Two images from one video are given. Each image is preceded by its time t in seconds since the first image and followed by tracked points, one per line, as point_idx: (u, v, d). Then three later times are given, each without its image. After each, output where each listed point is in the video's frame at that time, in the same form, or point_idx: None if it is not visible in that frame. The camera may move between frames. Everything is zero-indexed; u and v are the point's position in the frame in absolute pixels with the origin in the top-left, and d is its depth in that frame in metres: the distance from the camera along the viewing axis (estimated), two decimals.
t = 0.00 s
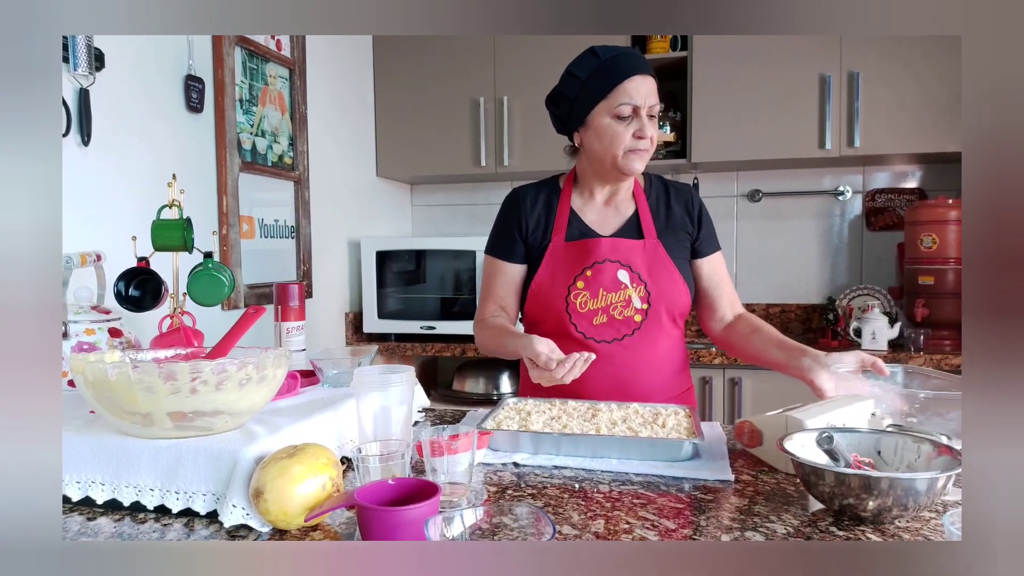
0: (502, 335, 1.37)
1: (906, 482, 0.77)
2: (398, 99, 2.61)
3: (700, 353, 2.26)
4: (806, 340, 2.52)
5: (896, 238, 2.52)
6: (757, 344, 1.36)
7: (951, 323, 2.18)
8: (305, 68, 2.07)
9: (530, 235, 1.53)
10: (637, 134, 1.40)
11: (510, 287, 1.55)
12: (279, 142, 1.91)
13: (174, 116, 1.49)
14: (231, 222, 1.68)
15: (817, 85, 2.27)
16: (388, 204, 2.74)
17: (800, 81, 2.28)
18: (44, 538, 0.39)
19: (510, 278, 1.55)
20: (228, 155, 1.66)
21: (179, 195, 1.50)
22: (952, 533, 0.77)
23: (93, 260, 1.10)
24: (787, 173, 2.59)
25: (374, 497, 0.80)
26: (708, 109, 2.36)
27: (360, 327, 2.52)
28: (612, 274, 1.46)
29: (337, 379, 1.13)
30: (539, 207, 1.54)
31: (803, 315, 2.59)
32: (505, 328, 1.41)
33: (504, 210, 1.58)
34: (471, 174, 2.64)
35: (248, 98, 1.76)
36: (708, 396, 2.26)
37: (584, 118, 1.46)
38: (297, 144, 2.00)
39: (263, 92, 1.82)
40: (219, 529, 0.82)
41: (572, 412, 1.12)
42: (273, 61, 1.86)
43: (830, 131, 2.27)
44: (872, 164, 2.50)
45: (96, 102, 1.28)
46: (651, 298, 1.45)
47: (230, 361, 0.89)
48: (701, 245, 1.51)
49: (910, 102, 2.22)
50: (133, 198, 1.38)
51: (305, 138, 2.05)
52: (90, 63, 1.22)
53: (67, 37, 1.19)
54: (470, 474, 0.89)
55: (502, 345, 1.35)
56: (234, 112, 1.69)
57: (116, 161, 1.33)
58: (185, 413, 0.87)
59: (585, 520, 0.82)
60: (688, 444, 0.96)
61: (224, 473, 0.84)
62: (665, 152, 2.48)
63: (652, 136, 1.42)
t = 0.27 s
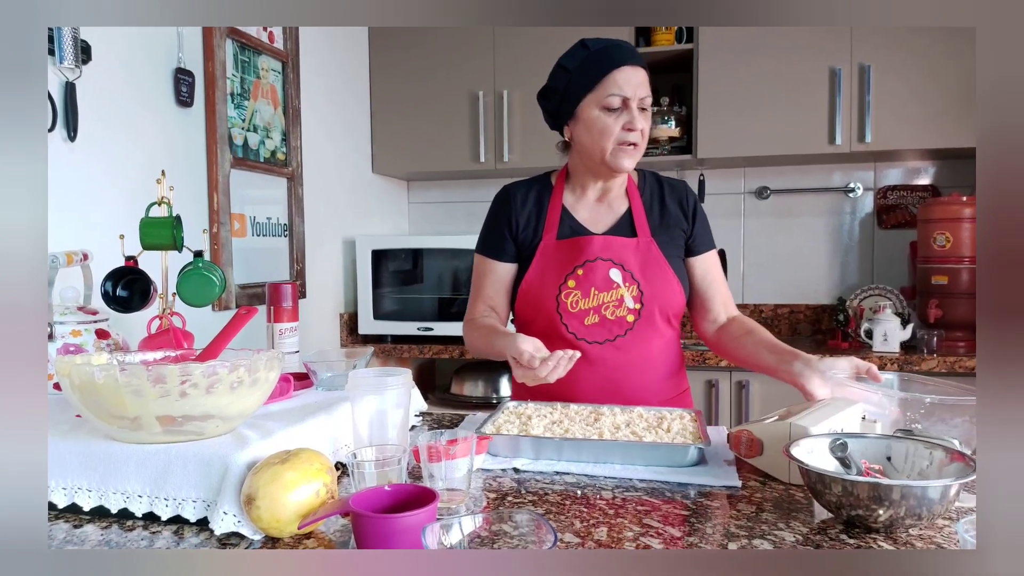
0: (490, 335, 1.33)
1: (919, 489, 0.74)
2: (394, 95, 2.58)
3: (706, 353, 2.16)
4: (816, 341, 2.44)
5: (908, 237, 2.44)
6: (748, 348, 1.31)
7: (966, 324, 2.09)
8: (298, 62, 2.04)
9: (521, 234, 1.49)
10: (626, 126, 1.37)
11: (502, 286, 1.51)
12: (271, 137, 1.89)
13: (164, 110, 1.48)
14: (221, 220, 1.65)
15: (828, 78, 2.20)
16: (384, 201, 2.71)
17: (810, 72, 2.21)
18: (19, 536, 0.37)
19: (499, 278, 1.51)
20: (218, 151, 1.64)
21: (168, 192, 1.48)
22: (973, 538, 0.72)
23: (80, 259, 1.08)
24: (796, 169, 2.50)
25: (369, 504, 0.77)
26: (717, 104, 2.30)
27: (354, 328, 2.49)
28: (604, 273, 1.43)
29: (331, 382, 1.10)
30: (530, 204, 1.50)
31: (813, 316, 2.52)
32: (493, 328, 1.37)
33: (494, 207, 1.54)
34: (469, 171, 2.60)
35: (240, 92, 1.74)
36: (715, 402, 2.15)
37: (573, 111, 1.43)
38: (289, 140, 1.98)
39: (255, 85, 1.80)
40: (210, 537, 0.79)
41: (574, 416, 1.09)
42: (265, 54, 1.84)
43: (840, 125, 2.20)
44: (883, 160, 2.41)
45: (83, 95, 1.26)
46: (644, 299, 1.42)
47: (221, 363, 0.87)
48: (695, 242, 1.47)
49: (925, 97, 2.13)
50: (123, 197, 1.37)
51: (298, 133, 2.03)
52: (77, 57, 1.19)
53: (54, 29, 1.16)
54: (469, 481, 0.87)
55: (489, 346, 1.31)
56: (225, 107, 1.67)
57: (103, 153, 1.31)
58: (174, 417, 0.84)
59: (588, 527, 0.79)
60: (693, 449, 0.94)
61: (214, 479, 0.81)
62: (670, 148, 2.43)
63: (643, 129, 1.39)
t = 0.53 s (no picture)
0: (476, 337, 1.29)
1: (933, 495, 0.72)
2: (390, 90, 2.55)
3: (711, 354, 2.13)
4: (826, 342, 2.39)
5: (920, 235, 2.39)
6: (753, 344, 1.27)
7: (979, 325, 2.06)
8: (292, 55, 2.02)
9: (508, 234, 1.45)
10: (597, 114, 1.33)
11: (489, 288, 1.47)
12: (264, 133, 1.87)
13: (151, 103, 1.47)
14: (211, 219, 1.64)
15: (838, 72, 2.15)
16: (380, 198, 2.69)
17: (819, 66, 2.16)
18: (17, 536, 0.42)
19: (488, 279, 1.47)
20: (210, 147, 1.63)
21: (156, 189, 1.47)
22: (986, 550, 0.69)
23: (65, 259, 1.11)
24: (804, 165, 2.46)
25: (364, 511, 0.74)
26: (725, 98, 2.25)
27: (350, 329, 2.47)
28: (594, 272, 1.39)
29: (326, 385, 1.08)
30: (517, 204, 1.46)
31: (822, 317, 2.48)
32: (479, 331, 1.33)
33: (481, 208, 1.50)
34: (467, 167, 2.57)
35: (232, 86, 1.72)
36: (721, 403, 2.12)
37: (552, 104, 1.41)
38: (283, 135, 1.96)
39: (247, 79, 1.78)
40: (201, 545, 0.77)
41: (576, 420, 1.07)
42: (258, 47, 1.82)
43: (851, 121, 2.15)
44: (894, 156, 2.38)
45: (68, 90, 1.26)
46: (636, 297, 1.38)
47: (212, 365, 0.84)
48: (687, 237, 1.43)
49: (939, 93, 2.09)
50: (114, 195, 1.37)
51: (292, 129, 2.01)
52: (63, 49, 1.21)
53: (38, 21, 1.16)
54: (467, 487, 0.84)
55: (473, 348, 1.28)
56: (216, 101, 1.66)
57: (90, 144, 1.31)
58: (163, 421, 0.82)
59: (589, 535, 0.77)
60: (699, 454, 0.91)
61: (205, 485, 0.79)
62: (676, 144, 2.37)
63: (616, 117, 1.34)
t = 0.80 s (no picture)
0: (458, 339, 1.27)
1: (948, 502, 0.69)
2: (386, 86, 2.53)
3: (716, 356, 2.10)
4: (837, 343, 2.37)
5: (932, 233, 2.37)
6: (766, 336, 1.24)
7: (993, 326, 2.04)
8: (285, 48, 2.00)
9: (492, 235, 1.44)
10: (575, 113, 1.30)
11: (474, 289, 1.45)
12: (256, 128, 1.85)
13: (139, 98, 1.46)
14: (203, 217, 1.62)
15: (848, 65, 2.12)
16: (376, 195, 2.66)
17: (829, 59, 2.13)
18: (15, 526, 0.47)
19: (474, 281, 1.45)
20: (200, 142, 1.61)
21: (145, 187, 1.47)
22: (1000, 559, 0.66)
23: (53, 255, 1.10)
24: (816, 162, 2.44)
25: (360, 517, 0.72)
26: (729, 88, 2.21)
27: (345, 331, 2.44)
28: (580, 270, 1.36)
29: (320, 389, 1.06)
30: (501, 204, 1.44)
31: (832, 318, 2.45)
32: (461, 331, 1.31)
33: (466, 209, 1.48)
34: (466, 164, 2.55)
35: (223, 80, 1.71)
36: (728, 407, 2.10)
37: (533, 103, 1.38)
38: (275, 130, 1.94)
39: (239, 73, 1.77)
40: (192, 553, 0.74)
41: (578, 424, 1.04)
42: (250, 39, 1.81)
43: (861, 117, 2.13)
44: (906, 152, 2.36)
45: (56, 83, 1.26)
46: (623, 296, 1.36)
47: (203, 368, 0.82)
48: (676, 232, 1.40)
49: (950, 86, 2.06)
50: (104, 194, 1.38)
51: (285, 124, 1.99)
52: (49, 42, 1.20)
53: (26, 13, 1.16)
54: (465, 493, 0.82)
55: (453, 349, 1.25)
56: (207, 95, 1.64)
57: (76, 139, 1.30)
58: (153, 425, 0.79)
59: (592, 542, 0.74)
60: (705, 460, 0.89)
61: (195, 490, 0.76)
62: (681, 139, 2.34)
63: (595, 116, 1.30)
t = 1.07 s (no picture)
0: (438, 335, 1.25)
1: (960, 508, 0.66)
2: (383, 81, 2.50)
3: (722, 359, 2.07)
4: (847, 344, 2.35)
5: (944, 231, 2.35)
6: (768, 344, 1.21)
7: (1007, 328, 2.02)
8: (278, 41, 1.98)
9: (479, 230, 1.39)
10: (560, 111, 1.22)
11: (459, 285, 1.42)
12: (249, 123, 1.83)
13: (128, 93, 1.45)
14: (194, 215, 1.60)
15: (857, 59, 2.10)
16: (372, 193, 2.64)
17: (839, 52, 2.11)
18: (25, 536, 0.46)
19: (458, 276, 1.42)
20: (190, 138, 1.59)
21: (135, 184, 1.45)
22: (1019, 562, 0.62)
23: (37, 255, 1.09)
24: (823, 159, 2.42)
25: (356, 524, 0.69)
26: (735, 79, 2.18)
27: (339, 332, 2.41)
28: (565, 271, 1.34)
29: (314, 392, 1.03)
30: (490, 200, 1.40)
31: (841, 319, 2.43)
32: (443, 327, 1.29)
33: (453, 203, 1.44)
34: (465, 160, 2.52)
35: (214, 73, 1.70)
36: (734, 410, 2.08)
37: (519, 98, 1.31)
38: (269, 125, 1.92)
39: (231, 66, 1.75)
40: (182, 561, 0.72)
41: (580, 429, 1.02)
42: (242, 32, 1.79)
43: (871, 111, 2.11)
44: (918, 149, 2.33)
45: (43, 77, 1.25)
46: (608, 299, 1.33)
47: (194, 371, 0.80)
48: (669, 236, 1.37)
49: (959, 80, 2.04)
50: (94, 193, 1.37)
51: (279, 119, 1.97)
52: (36, 35, 1.20)
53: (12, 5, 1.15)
54: (465, 499, 0.80)
55: (437, 345, 1.23)
56: (198, 89, 1.63)
57: (64, 133, 1.29)
58: (143, 429, 0.77)
59: (595, 549, 0.72)
60: (710, 464, 0.87)
61: (186, 496, 0.74)
62: (686, 135, 2.31)
63: (581, 114, 1.23)
